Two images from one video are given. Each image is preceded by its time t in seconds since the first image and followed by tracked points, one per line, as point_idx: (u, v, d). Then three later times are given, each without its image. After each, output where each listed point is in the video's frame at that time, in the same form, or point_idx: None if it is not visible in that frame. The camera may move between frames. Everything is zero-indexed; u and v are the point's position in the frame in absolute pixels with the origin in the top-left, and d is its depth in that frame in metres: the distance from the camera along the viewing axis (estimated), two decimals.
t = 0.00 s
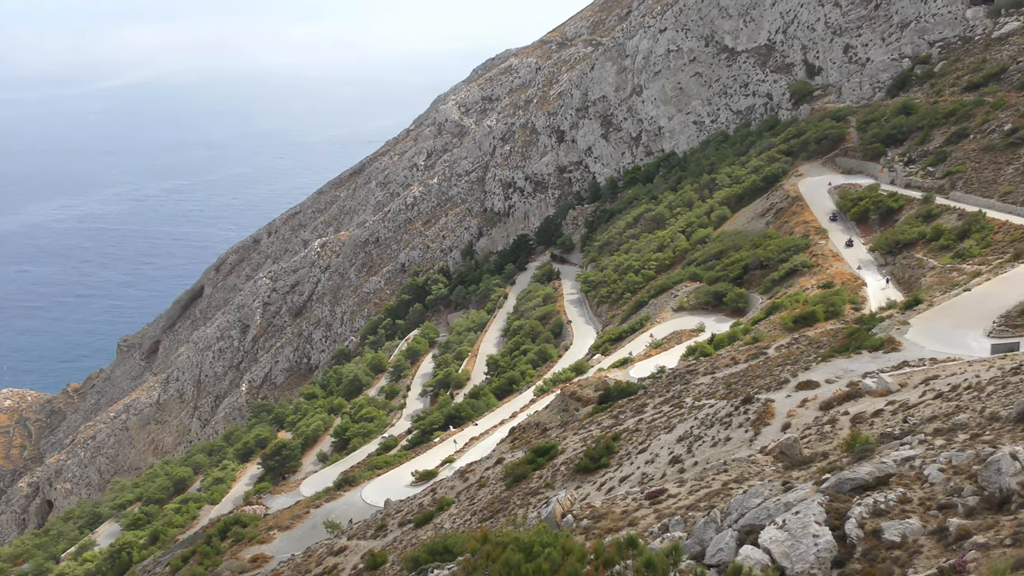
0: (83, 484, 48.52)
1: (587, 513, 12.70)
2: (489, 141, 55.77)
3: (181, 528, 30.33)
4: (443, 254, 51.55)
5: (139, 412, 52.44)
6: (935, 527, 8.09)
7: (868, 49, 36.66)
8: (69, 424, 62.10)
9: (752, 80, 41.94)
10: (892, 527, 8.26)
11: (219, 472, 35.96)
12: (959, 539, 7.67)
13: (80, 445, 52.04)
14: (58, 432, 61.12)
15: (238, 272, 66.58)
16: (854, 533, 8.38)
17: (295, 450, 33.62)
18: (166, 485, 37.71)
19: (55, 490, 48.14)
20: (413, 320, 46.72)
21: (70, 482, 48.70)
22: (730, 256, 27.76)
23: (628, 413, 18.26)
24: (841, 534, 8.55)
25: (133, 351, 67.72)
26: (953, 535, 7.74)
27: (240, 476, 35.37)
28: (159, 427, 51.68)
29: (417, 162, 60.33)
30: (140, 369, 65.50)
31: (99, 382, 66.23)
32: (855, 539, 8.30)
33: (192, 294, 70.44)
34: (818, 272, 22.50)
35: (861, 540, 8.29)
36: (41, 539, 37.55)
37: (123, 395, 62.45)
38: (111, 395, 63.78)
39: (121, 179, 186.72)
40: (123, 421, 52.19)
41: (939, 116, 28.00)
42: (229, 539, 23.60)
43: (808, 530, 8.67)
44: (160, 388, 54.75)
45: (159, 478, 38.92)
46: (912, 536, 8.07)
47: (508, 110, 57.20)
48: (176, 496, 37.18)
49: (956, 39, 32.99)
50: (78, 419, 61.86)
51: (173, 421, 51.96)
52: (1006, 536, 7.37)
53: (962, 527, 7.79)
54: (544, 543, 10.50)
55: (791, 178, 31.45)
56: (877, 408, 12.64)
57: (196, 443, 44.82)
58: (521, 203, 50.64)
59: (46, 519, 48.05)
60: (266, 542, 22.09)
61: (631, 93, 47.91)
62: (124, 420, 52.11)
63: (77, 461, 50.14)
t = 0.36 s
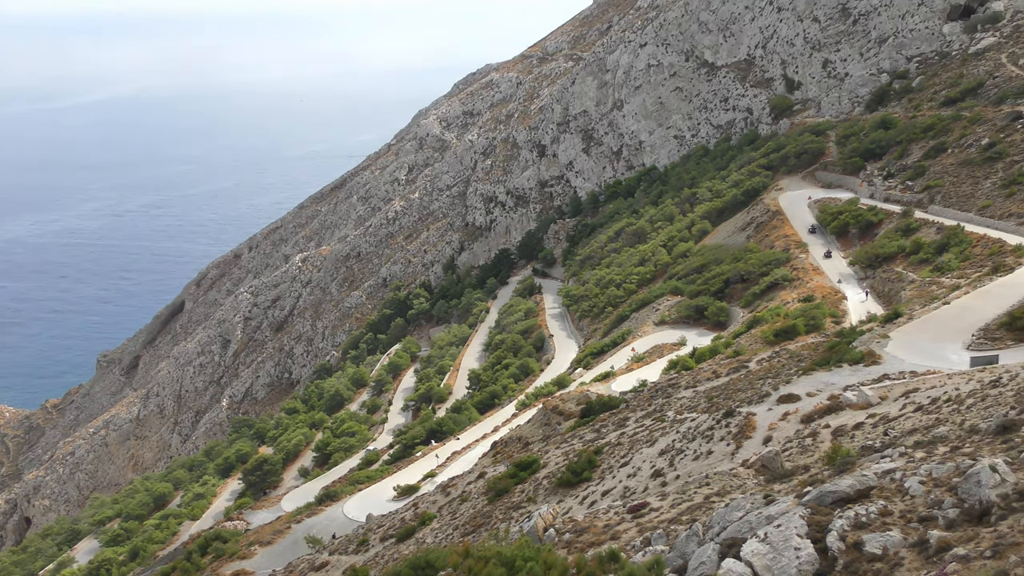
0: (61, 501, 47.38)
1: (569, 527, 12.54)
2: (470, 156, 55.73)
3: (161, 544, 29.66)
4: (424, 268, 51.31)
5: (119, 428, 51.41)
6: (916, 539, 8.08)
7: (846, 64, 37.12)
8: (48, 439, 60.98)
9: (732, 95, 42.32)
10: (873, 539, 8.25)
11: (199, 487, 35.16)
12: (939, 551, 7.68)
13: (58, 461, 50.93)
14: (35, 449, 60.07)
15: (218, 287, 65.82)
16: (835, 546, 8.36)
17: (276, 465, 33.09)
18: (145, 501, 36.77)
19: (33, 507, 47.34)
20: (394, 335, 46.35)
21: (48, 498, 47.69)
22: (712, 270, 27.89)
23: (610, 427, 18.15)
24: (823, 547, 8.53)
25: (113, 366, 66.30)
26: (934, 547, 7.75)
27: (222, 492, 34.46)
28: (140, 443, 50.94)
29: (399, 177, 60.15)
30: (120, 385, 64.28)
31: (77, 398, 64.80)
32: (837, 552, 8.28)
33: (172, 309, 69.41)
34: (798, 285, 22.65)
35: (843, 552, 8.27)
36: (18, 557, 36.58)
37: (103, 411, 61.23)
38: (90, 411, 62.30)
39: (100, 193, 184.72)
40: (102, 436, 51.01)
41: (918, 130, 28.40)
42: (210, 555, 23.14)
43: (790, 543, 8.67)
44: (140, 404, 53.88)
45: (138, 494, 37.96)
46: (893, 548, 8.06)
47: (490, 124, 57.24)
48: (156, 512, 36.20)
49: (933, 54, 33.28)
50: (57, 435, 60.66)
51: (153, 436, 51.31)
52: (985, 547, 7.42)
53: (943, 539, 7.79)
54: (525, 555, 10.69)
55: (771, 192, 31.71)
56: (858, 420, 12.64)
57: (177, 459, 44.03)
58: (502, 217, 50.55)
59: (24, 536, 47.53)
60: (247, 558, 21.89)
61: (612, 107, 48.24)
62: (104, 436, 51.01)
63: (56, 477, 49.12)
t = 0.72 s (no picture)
0: (43, 520, 46.73)
1: (554, 542, 12.36)
2: (454, 171, 55.64)
3: (143, 564, 29.14)
4: (408, 284, 51.06)
5: (101, 446, 50.52)
6: (901, 553, 8.02)
7: (828, 79, 37.49)
8: (29, 459, 59.84)
9: (715, 110, 42.77)
10: (858, 553, 8.18)
11: (183, 505, 34.50)
12: (924, 565, 7.62)
13: (39, 480, 49.89)
14: (16, 468, 58.85)
15: (202, 304, 65.08)
16: (820, 560, 8.28)
17: (260, 482, 32.54)
18: (128, 519, 36.06)
19: (14, 526, 46.59)
20: (378, 351, 45.98)
21: (30, 517, 47.09)
22: (696, 284, 27.99)
23: (594, 442, 18.01)
24: (807, 561, 8.44)
25: (96, 384, 65.07)
26: (918, 561, 7.69)
27: (206, 509, 33.83)
28: (122, 461, 50.05)
29: (383, 193, 59.96)
30: (103, 403, 63.18)
31: (59, 416, 63.49)
32: (822, 566, 8.20)
33: (155, 326, 68.50)
34: (782, 299, 22.75)
35: (828, 566, 8.19)
36: None
37: (85, 429, 59.99)
38: (72, 429, 60.97)
39: (82, 210, 182.94)
40: (84, 455, 49.95)
41: (899, 144, 28.74)
42: None
43: (775, 558, 8.59)
44: (122, 421, 52.99)
45: (121, 512, 37.17)
46: (878, 562, 7.99)
47: (473, 140, 57.26)
48: (138, 530, 35.53)
49: (913, 69, 33.73)
50: (38, 454, 59.55)
51: (135, 455, 50.44)
52: (970, 561, 7.37)
53: (927, 552, 7.74)
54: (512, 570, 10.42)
55: (754, 206, 31.92)
56: (842, 434, 12.61)
57: (160, 477, 43.18)
58: (486, 233, 50.46)
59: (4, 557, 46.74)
60: None
61: (595, 123, 48.53)
62: (85, 454, 50.12)
63: (37, 496, 48.27)
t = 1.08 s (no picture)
0: (23, 538, 46.29)
1: (539, 556, 12.19)
2: (436, 185, 55.49)
3: None
4: (391, 298, 50.74)
5: (82, 463, 49.83)
6: (884, 564, 7.95)
7: (808, 92, 37.60)
8: (8, 476, 58.96)
9: (696, 123, 43.14)
10: (842, 565, 8.11)
11: (164, 521, 33.87)
12: None
13: (20, 497, 49.53)
14: None
15: (183, 319, 64.19)
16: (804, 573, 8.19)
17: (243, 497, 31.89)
18: (109, 536, 35.43)
19: None
20: (361, 365, 45.55)
21: (10, 536, 46.71)
22: (678, 296, 28.06)
23: (578, 455, 17.86)
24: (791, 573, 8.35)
25: (76, 400, 63.93)
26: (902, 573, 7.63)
27: (188, 526, 33.06)
28: (103, 478, 49.38)
29: (365, 207, 59.67)
30: (84, 419, 62.00)
31: (39, 433, 62.43)
32: None
33: (137, 341, 67.28)
34: (764, 311, 22.83)
35: None
36: None
37: (65, 446, 59.14)
38: (52, 446, 60.30)
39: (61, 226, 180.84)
40: (65, 472, 49.31)
41: (879, 157, 29.09)
42: None
43: (759, 570, 8.51)
44: (104, 438, 52.39)
45: (102, 529, 36.44)
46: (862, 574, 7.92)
47: (455, 153, 57.19)
48: (120, 548, 34.83)
49: (893, 82, 33.85)
50: (18, 471, 58.71)
51: (117, 471, 49.87)
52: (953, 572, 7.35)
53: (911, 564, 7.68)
54: None
55: (736, 219, 32.12)
56: (825, 446, 12.58)
57: (142, 492, 42.07)
58: (469, 246, 50.33)
59: None
60: None
61: (577, 136, 48.75)
62: (66, 471, 49.35)
63: (18, 513, 48.00)
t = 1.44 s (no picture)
0: None
1: None
2: (410, 204, 55.20)
3: None
4: (366, 316, 50.20)
5: (52, 485, 48.63)
6: None
7: (780, 109, 38.15)
8: None
9: (670, 141, 43.62)
10: None
11: (135, 544, 32.92)
12: None
13: None
14: None
15: (157, 338, 62.77)
16: None
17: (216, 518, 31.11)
18: (79, 560, 34.51)
19: None
20: (336, 385, 44.90)
21: None
22: (653, 314, 28.13)
23: (554, 473, 17.64)
24: None
25: (47, 422, 62.69)
26: None
27: (160, 548, 32.37)
28: (74, 501, 47.94)
29: (339, 226, 59.17)
30: (54, 441, 60.85)
31: (9, 455, 61.53)
32: None
33: (109, 362, 65.64)
34: (739, 328, 22.94)
35: None
36: None
37: (35, 469, 58.14)
38: (22, 469, 59.55)
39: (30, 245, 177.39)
40: (35, 494, 48.14)
41: (851, 174, 29.53)
42: None
43: None
44: (75, 460, 51.03)
45: (73, 553, 35.52)
46: None
47: (430, 172, 57.05)
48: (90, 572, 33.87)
49: (864, 100, 34.47)
50: None
51: (88, 493, 48.41)
52: None
53: None
54: None
55: (710, 236, 32.41)
56: (799, 462, 12.55)
57: (113, 515, 40.77)
58: (444, 265, 50.10)
59: None
60: None
61: (551, 154, 48.99)
62: (36, 494, 48.18)
63: None
